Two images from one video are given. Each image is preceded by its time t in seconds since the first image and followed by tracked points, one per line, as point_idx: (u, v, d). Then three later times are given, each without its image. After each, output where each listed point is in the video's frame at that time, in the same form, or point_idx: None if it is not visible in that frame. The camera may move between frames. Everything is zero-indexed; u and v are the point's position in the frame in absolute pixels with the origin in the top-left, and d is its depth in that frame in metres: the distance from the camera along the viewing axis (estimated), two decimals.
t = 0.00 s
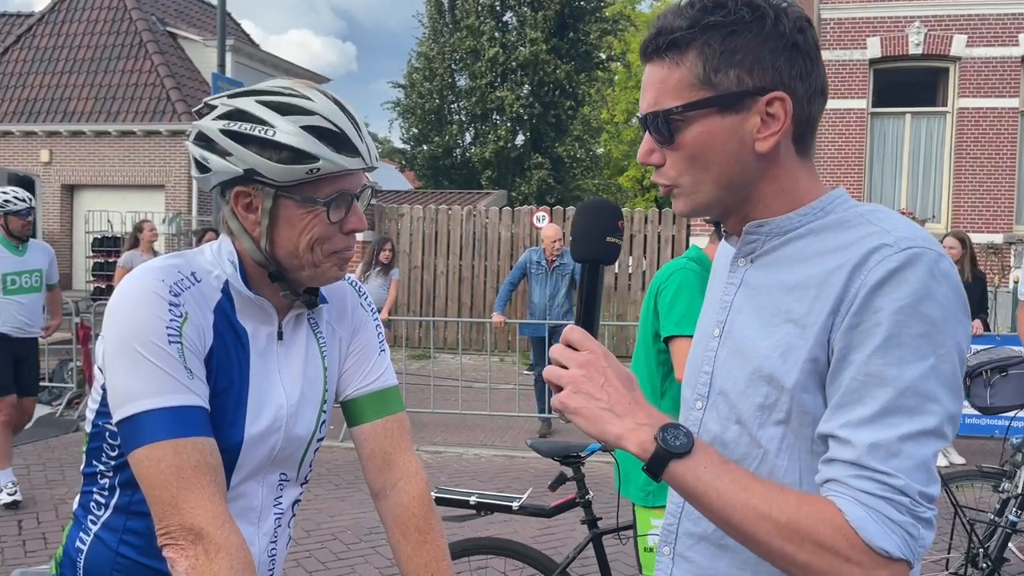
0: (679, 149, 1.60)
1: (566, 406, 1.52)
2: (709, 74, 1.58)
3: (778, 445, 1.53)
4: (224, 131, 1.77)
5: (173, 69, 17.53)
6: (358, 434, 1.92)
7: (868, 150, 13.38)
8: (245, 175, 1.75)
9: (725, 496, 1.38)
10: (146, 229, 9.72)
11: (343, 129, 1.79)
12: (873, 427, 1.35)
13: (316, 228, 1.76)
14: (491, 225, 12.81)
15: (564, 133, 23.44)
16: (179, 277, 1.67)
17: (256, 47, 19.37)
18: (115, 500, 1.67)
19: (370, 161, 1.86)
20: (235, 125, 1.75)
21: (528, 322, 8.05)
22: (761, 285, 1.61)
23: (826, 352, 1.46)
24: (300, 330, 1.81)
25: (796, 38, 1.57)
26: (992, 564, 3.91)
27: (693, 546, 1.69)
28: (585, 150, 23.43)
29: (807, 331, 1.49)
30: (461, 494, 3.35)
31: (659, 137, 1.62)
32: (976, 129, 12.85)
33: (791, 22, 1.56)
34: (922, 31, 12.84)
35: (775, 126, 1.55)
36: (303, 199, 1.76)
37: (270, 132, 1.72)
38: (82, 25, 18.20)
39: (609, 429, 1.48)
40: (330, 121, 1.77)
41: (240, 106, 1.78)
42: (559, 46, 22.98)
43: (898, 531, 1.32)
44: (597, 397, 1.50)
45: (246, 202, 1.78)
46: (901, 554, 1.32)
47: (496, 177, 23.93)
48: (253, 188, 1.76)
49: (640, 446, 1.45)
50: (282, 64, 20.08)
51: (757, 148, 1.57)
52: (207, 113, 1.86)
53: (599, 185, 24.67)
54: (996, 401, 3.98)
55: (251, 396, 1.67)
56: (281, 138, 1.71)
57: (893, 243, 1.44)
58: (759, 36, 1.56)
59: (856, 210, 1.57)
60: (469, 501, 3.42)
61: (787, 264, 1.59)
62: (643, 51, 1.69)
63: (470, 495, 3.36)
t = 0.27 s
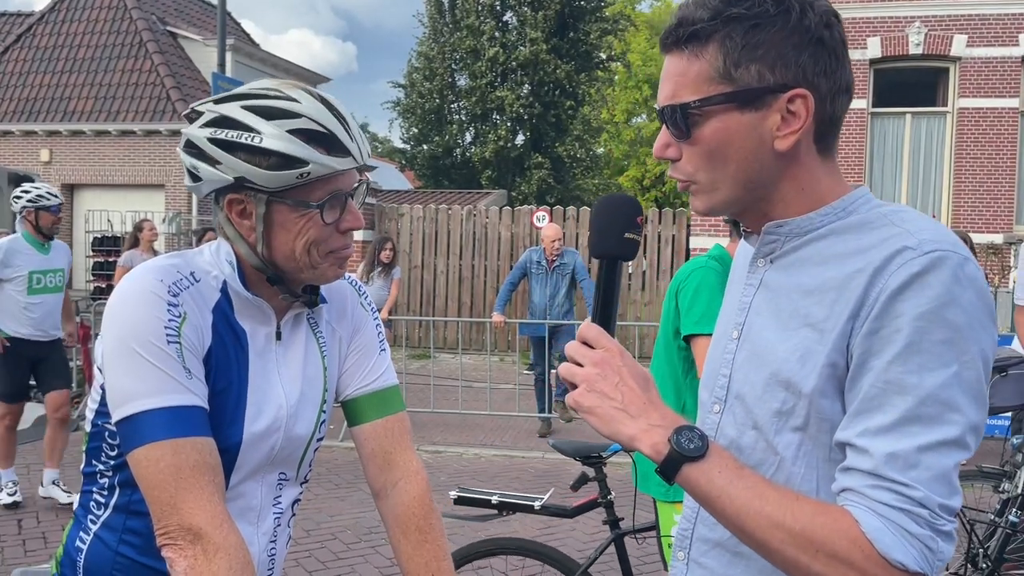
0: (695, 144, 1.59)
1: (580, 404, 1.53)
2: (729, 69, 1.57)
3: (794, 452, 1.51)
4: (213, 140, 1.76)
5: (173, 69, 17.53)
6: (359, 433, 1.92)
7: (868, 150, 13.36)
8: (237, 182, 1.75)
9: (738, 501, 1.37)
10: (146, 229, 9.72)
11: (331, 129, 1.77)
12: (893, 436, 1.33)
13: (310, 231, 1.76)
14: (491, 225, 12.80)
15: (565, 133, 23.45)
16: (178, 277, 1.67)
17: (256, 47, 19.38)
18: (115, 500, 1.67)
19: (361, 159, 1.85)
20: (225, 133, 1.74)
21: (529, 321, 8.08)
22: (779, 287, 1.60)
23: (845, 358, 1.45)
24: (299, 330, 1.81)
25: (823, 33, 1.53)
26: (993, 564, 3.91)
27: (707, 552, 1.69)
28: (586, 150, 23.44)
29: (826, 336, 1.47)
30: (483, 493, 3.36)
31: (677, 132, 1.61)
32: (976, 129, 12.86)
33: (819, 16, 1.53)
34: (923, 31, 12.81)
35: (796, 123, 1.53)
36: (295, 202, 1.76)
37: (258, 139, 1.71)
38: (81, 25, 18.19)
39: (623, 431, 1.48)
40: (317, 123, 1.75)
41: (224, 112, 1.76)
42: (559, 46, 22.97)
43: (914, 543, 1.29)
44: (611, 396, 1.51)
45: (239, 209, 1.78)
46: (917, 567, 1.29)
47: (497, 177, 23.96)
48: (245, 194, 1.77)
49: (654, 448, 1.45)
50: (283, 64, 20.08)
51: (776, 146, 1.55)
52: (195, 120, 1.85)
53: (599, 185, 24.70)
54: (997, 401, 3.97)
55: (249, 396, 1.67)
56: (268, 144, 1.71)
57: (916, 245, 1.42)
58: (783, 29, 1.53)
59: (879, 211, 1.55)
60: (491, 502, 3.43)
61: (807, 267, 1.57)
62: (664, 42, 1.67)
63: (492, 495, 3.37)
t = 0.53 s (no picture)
0: (715, 139, 1.58)
1: (588, 400, 1.53)
2: (753, 65, 1.55)
3: (802, 458, 1.51)
4: (204, 135, 1.76)
5: (173, 69, 17.53)
6: (358, 434, 1.91)
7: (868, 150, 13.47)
8: (228, 177, 1.75)
9: (740, 504, 1.36)
10: (145, 229, 9.72)
11: (321, 122, 1.77)
12: (899, 446, 1.31)
13: (304, 225, 1.75)
14: (491, 225, 12.80)
15: (565, 134, 23.46)
16: (175, 278, 1.67)
17: (256, 47, 19.39)
18: (112, 501, 1.66)
19: (352, 152, 1.84)
20: (216, 127, 1.74)
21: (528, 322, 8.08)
22: (795, 289, 1.59)
23: (856, 364, 1.43)
24: (296, 331, 1.80)
25: (851, 32, 1.51)
26: (992, 564, 3.90)
27: (713, 554, 1.68)
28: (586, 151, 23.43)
29: (837, 342, 1.46)
30: (499, 498, 3.36)
31: (698, 127, 1.60)
32: (975, 130, 12.86)
33: (849, 13, 1.51)
34: (922, 32, 12.80)
35: (819, 123, 1.51)
36: (287, 195, 1.75)
37: (247, 130, 1.71)
38: (81, 25, 18.19)
39: (628, 429, 1.48)
40: (307, 115, 1.75)
41: (216, 109, 1.77)
42: (559, 46, 22.94)
43: (916, 555, 1.28)
44: (618, 393, 1.51)
45: (232, 205, 1.78)
46: None
47: (496, 177, 23.98)
48: (237, 189, 1.76)
49: (657, 445, 1.45)
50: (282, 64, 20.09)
51: (797, 145, 1.53)
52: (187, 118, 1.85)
53: (599, 185, 24.73)
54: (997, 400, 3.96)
55: (247, 397, 1.67)
56: (257, 136, 1.71)
57: (932, 253, 1.40)
58: (811, 25, 1.51)
59: (898, 215, 1.53)
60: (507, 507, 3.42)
61: (822, 272, 1.56)
62: (690, 35, 1.65)
63: (509, 500, 3.37)
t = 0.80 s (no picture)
0: (717, 142, 1.58)
1: (589, 404, 1.53)
2: (754, 67, 1.56)
3: (804, 464, 1.51)
4: (204, 133, 1.77)
5: (172, 70, 17.52)
6: (357, 436, 1.91)
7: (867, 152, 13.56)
8: (224, 174, 1.75)
9: (740, 510, 1.36)
10: (143, 231, 9.71)
11: (318, 120, 1.77)
12: (901, 454, 1.31)
13: (299, 223, 1.75)
14: (490, 227, 12.80)
15: (564, 135, 23.48)
16: (174, 279, 1.67)
17: (255, 49, 19.39)
18: (111, 503, 1.66)
19: (349, 152, 1.83)
20: (214, 125, 1.75)
21: (527, 324, 8.07)
22: (799, 293, 1.59)
23: (858, 370, 1.43)
24: (295, 332, 1.80)
25: (854, 35, 1.51)
26: (991, 566, 3.91)
27: (716, 558, 1.68)
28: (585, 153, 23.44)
29: (840, 347, 1.45)
30: (510, 508, 3.37)
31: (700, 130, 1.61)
32: (974, 132, 12.86)
33: (850, 15, 1.51)
34: (921, 34, 12.81)
35: (820, 126, 1.51)
36: (283, 193, 1.74)
37: (243, 129, 1.72)
38: (80, 26, 18.19)
39: (630, 433, 1.48)
40: (305, 114, 1.75)
41: (217, 107, 1.77)
42: (558, 48, 22.92)
43: (915, 563, 1.27)
44: (620, 397, 1.50)
45: (229, 202, 1.77)
46: None
47: (496, 179, 23.98)
48: (234, 187, 1.76)
49: (657, 451, 1.45)
50: (282, 66, 20.09)
51: (798, 148, 1.53)
52: (189, 116, 1.85)
53: (598, 187, 24.77)
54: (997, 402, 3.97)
55: (246, 399, 1.66)
56: (255, 134, 1.71)
57: (937, 259, 1.39)
58: (811, 29, 1.51)
59: (903, 220, 1.52)
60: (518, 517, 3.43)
61: (825, 276, 1.56)
62: (693, 38, 1.66)
63: (520, 510, 3.38)
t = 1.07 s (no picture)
0: (716, 152, 1.60)
1: (590, 410, 1.54)
2: (751, 76, 1.57)
3: (802, 472, 1.52)
4: (206, 137, 1.78)
5: (171, 73, 17.53)
6: (356, 441, 1.92)
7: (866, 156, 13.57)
8: (227, 180, 1.76)
9: (737, 518, 1.36)
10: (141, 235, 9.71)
11: (320, 128, 1.77)
12: (897, 463, 1.31)
13: (299, 230, 1.76)
14: (489, 229, 12.80)
15: (563, 138, 23.53)
16: (176, 284, 1.67)
17: (254, 51, 19.40)
18: (111, 509, 1.67)
19: (351, 160, 1.84)
20: (217, 131, 1.76)
21: (525, 327, 8.08)
22: (798, 300, 1.60)
23: (854, 380, 1.44)
24: (297, 338, 1.81)
25: (850, 42, 1.52)
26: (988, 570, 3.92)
27: (715, 565, 1.69)
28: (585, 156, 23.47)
29: (838, 356, 1.46)
30: (510, 518, 3.38)
31: (699, 140, 1.62)
32: (973, 135, 12.87)
33: (847, 22, 1.52)
34: (920, 37, 12.83)
35: (819, 133, 1.53)
36: (284, 200, 1.75)
37: (246, 135, 1.73)
38: (79, 29, 18.20)
39: (628, 441, 1.49)
40: (307, 122, 1.76)
41: (219, 113, 1.79)
42: (558, 50, 22.95)
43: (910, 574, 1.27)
44: (619, 403, 1.52)
45: (231, 208, 1.78)
46: None
47: (495, 181, 23.95)
48: (236, 194, 1.77)
49: (655, 457, 1.46)
50: (281, 68, 20.10)
51: (798, 155, 1.54)
52: (192, 122, 1.86)
53: (597, 189, 24.82)
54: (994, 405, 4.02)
55: (247, 406, 1.67)
56: (258, 140, 1.72)
57: (933, 269, 1.39)
58: (808, 37, 1.53)
59: (901, 229, 1.52)
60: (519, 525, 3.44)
61: (826, 284, 1.56)
62: (691, 48, 1.67)
63: (520, 520, 3.39)
